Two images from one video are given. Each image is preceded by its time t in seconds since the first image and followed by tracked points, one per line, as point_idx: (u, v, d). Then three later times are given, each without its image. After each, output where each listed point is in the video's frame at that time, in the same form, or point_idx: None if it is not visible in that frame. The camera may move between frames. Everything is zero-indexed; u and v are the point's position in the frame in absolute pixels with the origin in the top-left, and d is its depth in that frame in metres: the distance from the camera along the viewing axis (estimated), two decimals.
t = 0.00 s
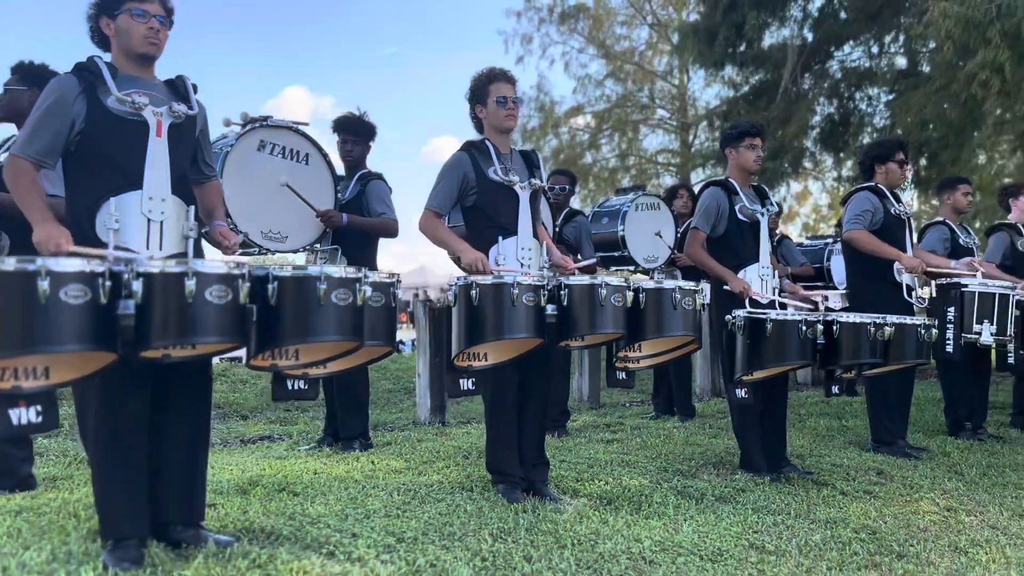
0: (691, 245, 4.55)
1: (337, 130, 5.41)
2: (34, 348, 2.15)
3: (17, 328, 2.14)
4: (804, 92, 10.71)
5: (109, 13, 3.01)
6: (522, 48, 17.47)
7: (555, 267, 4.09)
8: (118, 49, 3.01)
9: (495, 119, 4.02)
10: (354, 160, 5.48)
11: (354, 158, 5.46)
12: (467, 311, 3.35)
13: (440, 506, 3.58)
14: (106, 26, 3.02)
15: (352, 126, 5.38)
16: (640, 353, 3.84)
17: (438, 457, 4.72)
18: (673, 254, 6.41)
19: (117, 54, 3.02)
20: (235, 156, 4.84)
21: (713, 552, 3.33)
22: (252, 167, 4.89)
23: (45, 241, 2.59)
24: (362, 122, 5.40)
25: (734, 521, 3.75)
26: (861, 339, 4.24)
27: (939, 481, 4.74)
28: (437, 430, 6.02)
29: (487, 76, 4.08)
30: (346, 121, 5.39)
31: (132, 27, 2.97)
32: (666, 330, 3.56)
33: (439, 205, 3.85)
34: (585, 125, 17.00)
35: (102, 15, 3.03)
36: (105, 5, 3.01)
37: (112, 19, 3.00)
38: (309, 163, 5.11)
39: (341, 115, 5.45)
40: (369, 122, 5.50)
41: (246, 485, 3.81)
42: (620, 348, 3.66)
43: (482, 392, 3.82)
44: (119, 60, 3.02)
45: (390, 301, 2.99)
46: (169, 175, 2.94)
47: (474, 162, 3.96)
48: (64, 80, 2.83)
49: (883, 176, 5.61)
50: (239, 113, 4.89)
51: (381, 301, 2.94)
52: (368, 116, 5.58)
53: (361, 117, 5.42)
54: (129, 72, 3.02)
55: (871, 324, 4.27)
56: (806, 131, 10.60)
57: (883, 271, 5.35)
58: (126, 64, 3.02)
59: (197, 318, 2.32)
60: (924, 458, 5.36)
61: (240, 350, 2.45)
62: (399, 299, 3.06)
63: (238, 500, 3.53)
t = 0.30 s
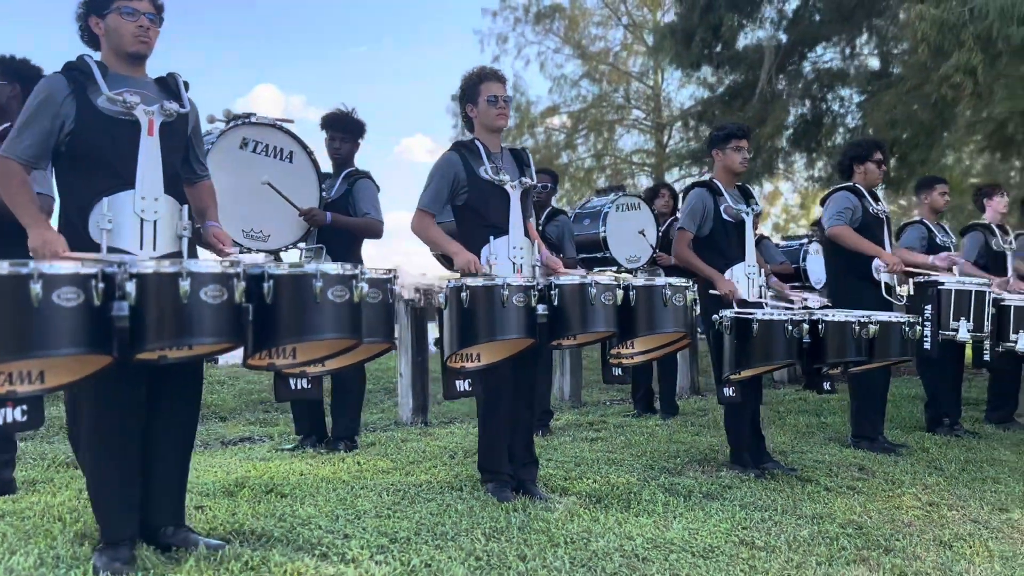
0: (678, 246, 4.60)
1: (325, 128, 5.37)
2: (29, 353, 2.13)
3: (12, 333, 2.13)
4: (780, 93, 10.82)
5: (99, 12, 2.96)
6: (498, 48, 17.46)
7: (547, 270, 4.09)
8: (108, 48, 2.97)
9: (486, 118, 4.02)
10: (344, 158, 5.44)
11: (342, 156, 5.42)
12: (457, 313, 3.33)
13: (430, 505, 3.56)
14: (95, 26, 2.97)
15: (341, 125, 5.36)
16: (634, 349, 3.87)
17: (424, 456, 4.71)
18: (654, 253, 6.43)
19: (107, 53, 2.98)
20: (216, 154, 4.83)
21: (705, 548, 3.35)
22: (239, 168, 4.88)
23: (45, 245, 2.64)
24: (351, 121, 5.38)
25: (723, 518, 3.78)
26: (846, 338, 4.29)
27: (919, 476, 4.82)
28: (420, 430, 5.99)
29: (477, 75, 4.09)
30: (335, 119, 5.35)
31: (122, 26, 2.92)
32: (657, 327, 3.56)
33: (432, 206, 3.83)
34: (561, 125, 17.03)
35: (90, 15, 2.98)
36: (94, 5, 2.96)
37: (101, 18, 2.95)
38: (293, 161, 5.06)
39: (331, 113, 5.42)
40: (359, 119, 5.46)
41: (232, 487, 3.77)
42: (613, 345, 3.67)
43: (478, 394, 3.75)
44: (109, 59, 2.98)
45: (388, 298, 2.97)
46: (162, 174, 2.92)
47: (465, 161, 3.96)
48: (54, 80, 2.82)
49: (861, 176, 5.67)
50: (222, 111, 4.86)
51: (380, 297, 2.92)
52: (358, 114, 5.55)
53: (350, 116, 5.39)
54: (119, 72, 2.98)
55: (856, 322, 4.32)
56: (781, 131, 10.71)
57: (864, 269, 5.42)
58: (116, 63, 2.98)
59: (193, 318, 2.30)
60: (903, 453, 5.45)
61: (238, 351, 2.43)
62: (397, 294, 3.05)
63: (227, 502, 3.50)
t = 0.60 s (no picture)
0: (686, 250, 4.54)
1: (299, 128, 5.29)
2: (21, 361, 2.06)
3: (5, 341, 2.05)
4: (753, 95, 10.91)
5: (77, 8, 2.83)
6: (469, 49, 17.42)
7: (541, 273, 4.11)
8: (85, 45, 2.84)
9: (470, 120, 3.98)
10: (317, 159, 5.36)
11: (316, 157, 5.35)
12: (448, 314, 3.22)
13: (422, 513, 3.52)
14: (72, 20, 2.84)
15: (317, 126, 5.28)
16: (620, 351, 3.84)
17: (409, 462, 4.65)
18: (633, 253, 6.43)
19: (83, 50, 2.85)
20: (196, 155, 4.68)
21: (700, 552, 3.35)
22: (219, 169, 4.75)
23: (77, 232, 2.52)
24: (327, 122, 5.31)
25: (715, 521, 3.79)
26: (831, 338, 4.32)
27: (900, 476, 4.88)
28: (401, 435, 5.94)
29: (463, 76, 4.04)
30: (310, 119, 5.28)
31: (101, 22, 2.80)
32: (645, 329, 3.55)
33: (436, 211, 3.76)
34: (532, 126, 17.05)
35: (67, 9, 2.84)
36: None
37: (78, 12, 2.82)
38: (272, 162, 4.97)
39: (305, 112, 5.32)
40: (335, 120, 5.39)
41: (218, 496, 3.69)
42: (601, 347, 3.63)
43: (459, 397, 3.72)
44: (85, 55, 2.85)
45: (376, 301, 2.91)
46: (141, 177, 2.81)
47: (449, 161, 3.89)
48: (29, 77, 2.69)
49: (839, 178, 5.72)
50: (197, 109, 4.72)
51: (370, 300, 2.85)
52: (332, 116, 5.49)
53: (327, 116, 5.32)
54: (97, 70, 2.87)
55: (841, 322, 4.35)
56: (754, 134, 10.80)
57: (842, 270, 5.49)
58: (93, 60, 2.85)
59: (191, 323, 2.24)
60: (882, 453, 5.51)
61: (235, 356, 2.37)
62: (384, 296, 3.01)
63: (214, 512, 3.42)
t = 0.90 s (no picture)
0: (656, 254, 4.61)
1: (280, 136, 5.24)
2: (15, 383, 2.03)
3: None
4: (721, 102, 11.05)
5: (66, 19, 2.80)
6: (436, 53, 17.40)
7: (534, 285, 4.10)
8: (76, 56, 2.81)
9: (457, 131, 3.97)
10: (299, 167, 5.31)
11: (299, 165, 5.29)
12: (439, 329, 3.24)
13: (411, 528, 3.49)
14: (61, 33, 2.81)
15: (298, 134, 5.24)
16: (611, 362, 3.88)
17: (392, 475, 4.62)
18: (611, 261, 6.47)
19: (75, 62, 2.82)
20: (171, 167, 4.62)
21: (690, 564, 3.37)
22: (195, 179, 4.69)
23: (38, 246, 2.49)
24: (309, 129, 5.27)
25: (702, 531, 3.81)
26: (813, 346, 4.40)
27: (876, 482, 4.96)
28: (379, 445, 5.90)
29: (448, 86, 4.02)
30: (292, 126, 5.24)
31: (91, 35, 2.77)
32: (636, 339, 3.56)
33: (413, 221, 3.78)
34: (500, 131, 17.08)
35: (56, 21, 2.81)
36: (61, 10, 2.80)
37: (67, 24, 2.79)
38: (250, 171, 4.88)
39: (284, 121, 5.29)
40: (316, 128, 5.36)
41: (201, 514, 3.63)
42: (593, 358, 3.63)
43: (454, 411, 3.70)
44: (76, 66, 2.82)
45: (375, 318, 2.84)
46: (134, 191, 2.79)
47: (437, 173, 3.88)
48: (19, 90, 2.67)
49: (812, 187, 5.80)
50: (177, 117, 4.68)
51: (369, 318, 2.80)
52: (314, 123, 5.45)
53: (309, 125, 5.28)
54: (90, 81, 2.83)
55: (823, 331, 4.43)
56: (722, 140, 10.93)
57: (816, 278, 5.57)
58: (84, 72, 2.82)
59: (189, 344, 2.21)
60: (856, 458, 5.60)
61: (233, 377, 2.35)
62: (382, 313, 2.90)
63: (199, 531, 3.36)
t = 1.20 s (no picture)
0: (622, 258, 4.70)
1: (259, 141, 5.25)
2: (14, 391, 2.02)
3: None
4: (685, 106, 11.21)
5: (50, 22, 2.73)
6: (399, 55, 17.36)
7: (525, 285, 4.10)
8: (60, 59, 2.76)
9: (439, 135, 4.00)
10: (279, 172, 5.32)
11: (278, 171, 5.30)
12: (427, 337, 3.26)
13: (399, 530, 3.52)
14: (44, 34, 2.74)
15: (273, 138, 5.23)
16: (591, 366, 3.97)
17: (372, 477, 4.63)
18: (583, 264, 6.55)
19: (59, 66, 2.77)
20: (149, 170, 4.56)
21: (673, 560, 3.44)
22: (175, 185, 4.64)
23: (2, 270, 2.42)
24: (286, 133, 5.26)
25: (682, 528, 3.89)
26: (788, 345, 4.56)
27: (845, 477, 5.09)
28: (355, 449, 5.89)
29: (429, 92, 4.06)
30: (268, 132, 5.23)
31: (77, 40, 2.72)
32: (619, 344, 3.64)
33: (387, 222, 3.82)
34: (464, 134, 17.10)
35: (39, 23, 2.74)
36: (46, 13, 2.73)
37: (52, 26, 2.72)
38: (227, 174, 4.87)
39: (263, 126, 5.29)
40: (294, 134, 5.37)
41: (185, 519, 3.61)
42: (577, 362, 3.73)
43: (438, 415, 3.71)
44: (60, 70, 2.77)
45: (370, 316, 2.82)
46: (123, 195, 2.77)
47: (419, 177, 3.91)
48: (3, 94, 2.64)
49: (781, 192, 5.94)
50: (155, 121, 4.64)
51: (363, 316, 2.74)
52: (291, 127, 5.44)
53: (286, 129, 5.28)
54: (75, 85, 2.79)
55: (798, 330, 4.60)
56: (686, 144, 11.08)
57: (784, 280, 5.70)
58: (69, 76, 2.77)
59: (191, 347, 2.22)
60: (824, 455, 5.75)
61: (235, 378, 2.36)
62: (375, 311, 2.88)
63: (185, 537, 3.34)
